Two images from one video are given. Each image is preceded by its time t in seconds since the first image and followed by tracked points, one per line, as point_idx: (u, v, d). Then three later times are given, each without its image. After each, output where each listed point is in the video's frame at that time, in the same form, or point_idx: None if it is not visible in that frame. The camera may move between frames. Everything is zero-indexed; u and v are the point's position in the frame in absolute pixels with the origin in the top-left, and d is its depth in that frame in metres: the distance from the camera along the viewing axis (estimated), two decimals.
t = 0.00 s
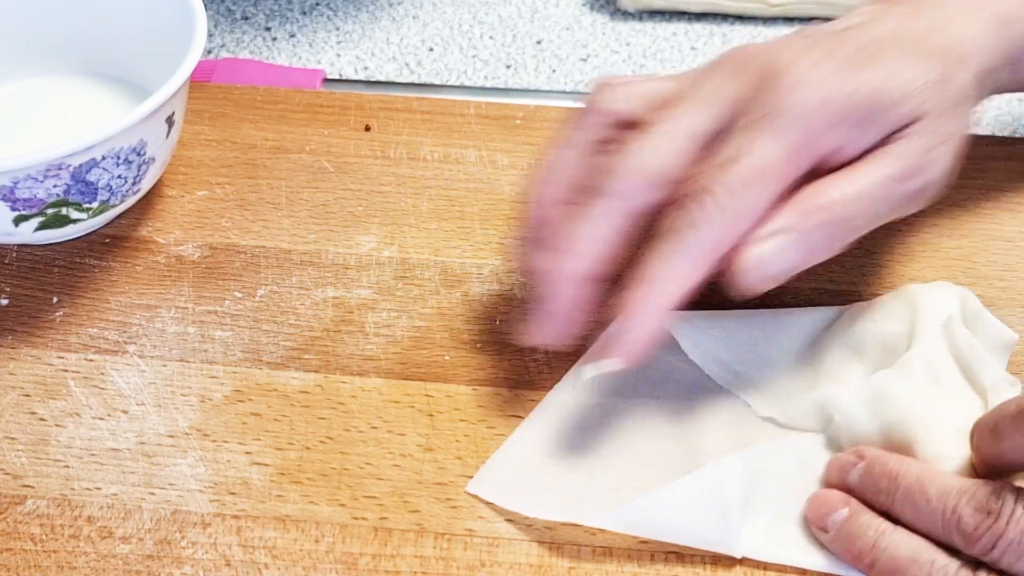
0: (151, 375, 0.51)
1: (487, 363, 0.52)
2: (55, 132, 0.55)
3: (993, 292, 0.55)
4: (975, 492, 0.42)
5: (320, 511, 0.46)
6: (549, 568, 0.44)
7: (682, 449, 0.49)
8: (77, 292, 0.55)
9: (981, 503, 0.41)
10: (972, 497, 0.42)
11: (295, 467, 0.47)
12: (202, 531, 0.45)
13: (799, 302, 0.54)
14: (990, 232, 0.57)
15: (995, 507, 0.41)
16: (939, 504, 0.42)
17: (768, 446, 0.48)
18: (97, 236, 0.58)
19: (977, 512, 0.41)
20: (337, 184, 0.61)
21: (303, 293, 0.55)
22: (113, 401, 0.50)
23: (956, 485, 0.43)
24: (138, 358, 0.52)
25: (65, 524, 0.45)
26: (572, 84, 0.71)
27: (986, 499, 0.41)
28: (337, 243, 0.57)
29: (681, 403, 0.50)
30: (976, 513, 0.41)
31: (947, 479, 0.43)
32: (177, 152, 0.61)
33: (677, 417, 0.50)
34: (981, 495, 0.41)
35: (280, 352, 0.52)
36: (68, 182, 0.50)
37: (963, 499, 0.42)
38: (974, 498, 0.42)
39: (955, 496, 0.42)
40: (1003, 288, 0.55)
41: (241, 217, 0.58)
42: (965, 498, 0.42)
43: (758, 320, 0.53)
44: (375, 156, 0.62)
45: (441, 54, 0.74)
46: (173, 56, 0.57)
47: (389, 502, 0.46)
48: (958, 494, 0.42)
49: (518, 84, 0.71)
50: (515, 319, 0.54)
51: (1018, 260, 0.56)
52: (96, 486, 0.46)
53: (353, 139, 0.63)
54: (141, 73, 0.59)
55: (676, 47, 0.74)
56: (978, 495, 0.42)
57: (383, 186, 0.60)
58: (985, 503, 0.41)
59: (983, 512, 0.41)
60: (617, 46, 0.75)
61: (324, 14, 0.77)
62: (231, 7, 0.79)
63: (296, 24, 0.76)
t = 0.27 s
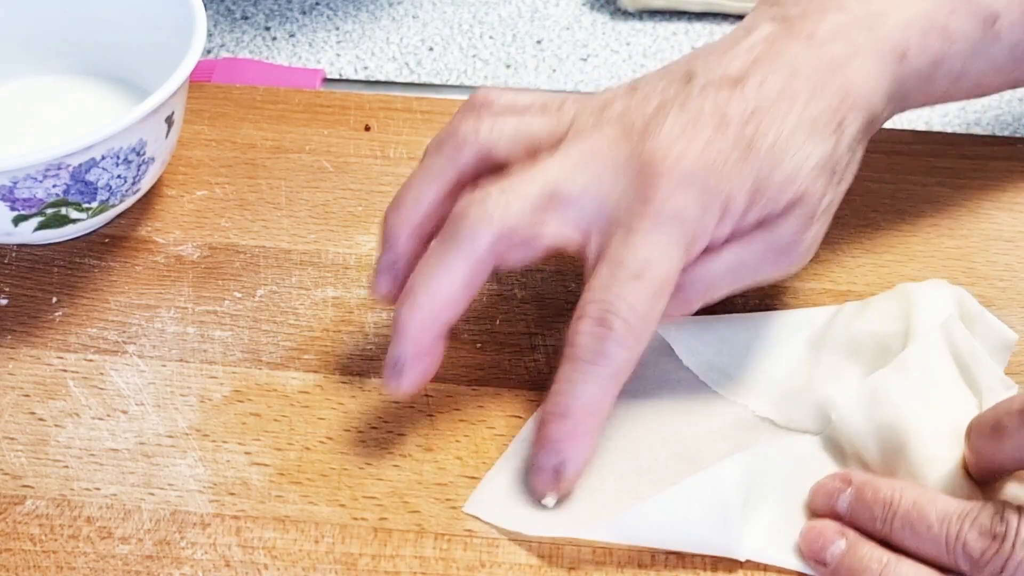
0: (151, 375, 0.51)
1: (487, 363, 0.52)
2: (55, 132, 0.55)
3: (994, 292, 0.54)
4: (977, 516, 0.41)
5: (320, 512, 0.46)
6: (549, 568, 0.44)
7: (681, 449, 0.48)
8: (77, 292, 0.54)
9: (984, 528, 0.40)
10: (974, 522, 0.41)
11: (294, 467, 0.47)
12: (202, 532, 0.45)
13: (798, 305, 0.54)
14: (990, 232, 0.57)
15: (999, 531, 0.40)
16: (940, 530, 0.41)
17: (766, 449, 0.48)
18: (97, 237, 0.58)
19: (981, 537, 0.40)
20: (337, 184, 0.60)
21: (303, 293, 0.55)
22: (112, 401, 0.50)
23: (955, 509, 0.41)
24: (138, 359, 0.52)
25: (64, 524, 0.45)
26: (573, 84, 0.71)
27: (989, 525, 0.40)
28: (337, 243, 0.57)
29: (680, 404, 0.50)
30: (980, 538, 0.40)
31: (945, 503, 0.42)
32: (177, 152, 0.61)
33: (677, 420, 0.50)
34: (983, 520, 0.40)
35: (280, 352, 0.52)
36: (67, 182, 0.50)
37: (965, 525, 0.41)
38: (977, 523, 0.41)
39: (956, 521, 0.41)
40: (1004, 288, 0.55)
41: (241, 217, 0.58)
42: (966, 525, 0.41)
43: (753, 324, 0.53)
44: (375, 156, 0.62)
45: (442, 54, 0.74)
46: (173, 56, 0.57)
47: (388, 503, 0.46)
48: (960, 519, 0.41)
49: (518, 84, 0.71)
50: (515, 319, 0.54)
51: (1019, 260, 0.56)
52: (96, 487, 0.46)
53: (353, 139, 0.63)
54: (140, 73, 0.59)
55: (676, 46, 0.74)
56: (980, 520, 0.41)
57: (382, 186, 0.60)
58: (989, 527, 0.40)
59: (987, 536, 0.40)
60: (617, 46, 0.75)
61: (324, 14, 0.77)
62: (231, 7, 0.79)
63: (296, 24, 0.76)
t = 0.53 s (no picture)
0: (151, 375, 0.51)
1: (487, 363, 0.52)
2: (54, 131, 0.55)
3: (994, 292, 0.54)
4: (982, 524, 0.41)
5: (320, 512, 0.45)
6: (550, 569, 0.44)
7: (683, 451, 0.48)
8: (76, 292, 0.54)
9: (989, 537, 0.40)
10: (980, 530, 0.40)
11: (295, 467, 0.47)
12: (202, 532, 0.45)
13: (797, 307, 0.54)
14: (991, 232, 0.57)
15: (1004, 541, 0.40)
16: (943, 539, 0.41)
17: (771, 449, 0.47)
18: (96, 236, 0.57)
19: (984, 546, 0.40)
20: (336, 183, 0.60)
21: (303, 293, 0.55)
22: (112, 401, 0.50)
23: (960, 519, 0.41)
24: (137, 359, 0.51)
25: (64, 525, 0.45)
26: (573, 83, 0.71)
27: (995, 533, 0.40)
28: (337, 243, 0.57)
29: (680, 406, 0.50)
30: (984, 547, 0.40)
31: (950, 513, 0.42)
32: (177, 151, 0.61)
33: (679, 421, 0.49)
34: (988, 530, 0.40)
35: (280, 352, 0.52)
36: (66, 182, 0.50)
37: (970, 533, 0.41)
38: (982, 532, 0.40)
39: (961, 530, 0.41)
40: (1005, 288, 0.55)
41: (241, 217, 0.58)
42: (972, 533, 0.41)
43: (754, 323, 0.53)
44: (375, 156, 0.62)
45: (442, 53, 0.73)
46: (172, 55, 0.57)
47: (389, 503, 0.46)
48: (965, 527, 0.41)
49: (518, 84, 0.71)
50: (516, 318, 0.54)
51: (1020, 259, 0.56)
52: (95, 487, 0.46)
53: (353, 138, 0.63)
54: (140, 72, 0.59)
55: (677, 45, 0.74)
56: (986, 528, 0.40)
57: (382, 185, 0.60)
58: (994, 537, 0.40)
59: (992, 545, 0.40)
60: (617, 45, 0.74)
61: (324, 13, 0.77)
62: (231, 6, 0.78)
63: (296, 23, 0.76)
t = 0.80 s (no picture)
0: (151, 375, 0.51)
1: (488, 363, 0.52)
2: (54, 131, 0.55)
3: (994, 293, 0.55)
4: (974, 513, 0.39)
5: (320, 512, 0.45)
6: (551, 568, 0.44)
7: (684, 451, 0.48)
8: (76, 292, 0.54)
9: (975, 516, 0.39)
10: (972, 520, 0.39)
11: (294, 467, 0.47)
12: (201, 532, 0.45)
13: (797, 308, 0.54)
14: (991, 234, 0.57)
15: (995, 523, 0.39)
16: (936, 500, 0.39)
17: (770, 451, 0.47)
18: (96, 236, 0.57)
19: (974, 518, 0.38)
20: (336, 183, 0.60)
21: (302, 292, 0.55)
22: (112, 401, 0.50)
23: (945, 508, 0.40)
24: (137, 359, 0.51)
25: (64, 525, 0.45)
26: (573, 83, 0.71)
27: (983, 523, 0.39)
28: (337, 243, 0.57)
29: (681, 406, 0.50)
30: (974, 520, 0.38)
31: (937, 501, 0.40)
32: (177, 151, 0.61)
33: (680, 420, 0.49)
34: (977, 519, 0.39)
35: (280, 352, 0.52)
36: (67, 182, 0.50)
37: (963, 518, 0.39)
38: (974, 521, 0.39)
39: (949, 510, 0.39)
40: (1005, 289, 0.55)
41: (241, 217, 0.58)
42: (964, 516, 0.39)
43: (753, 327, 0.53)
44: (375, 156, 0.62)
45: (442, 53, 0.73)
46: (172, 55, 0.57)
47: (389, 503, 0.46)
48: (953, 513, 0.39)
49: (519, 84, 0.71)
50: (517, 318, 0.54)
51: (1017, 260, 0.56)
52: (95, 487, 0.46)
53: (353, 138, 0.63)
54: (140, 72, 0.59)
55: (677, 45, 0.74)
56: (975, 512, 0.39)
57: (382, 185, 0.60)
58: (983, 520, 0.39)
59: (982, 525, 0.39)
60: (617, 45, 0.74)
61: (324, 13, 0.77)
62: (231, 6, 0.78)
63: (296, 23, 0.76)
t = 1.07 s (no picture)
0: (151, 375, 0.51)
1: (488, 363, 0.52)
2: (54, 131, 0.55)
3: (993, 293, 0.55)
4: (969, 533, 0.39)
5: (320, 512, 0.46)
6: (550, 568, 0.44)
7: (683, 452, 0.48)
8: (77, 292, 0.54)
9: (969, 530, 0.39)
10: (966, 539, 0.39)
11: (295, 466, 0.47)
12: (202, 531, 0.45)
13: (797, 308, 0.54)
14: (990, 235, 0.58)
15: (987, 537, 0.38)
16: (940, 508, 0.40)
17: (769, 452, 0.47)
18: (97, 236, 0.58)
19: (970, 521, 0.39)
20: (337, 183, 0.61)
21: (303, 292, 0.55)
22: (113, 401, 0.50)
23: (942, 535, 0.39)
24: (138, 358, 0.52)
25: (65, 524, 0.45)
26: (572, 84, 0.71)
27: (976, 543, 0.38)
28: (338, 243, 0.57)
29: (681, 410, 0.50)
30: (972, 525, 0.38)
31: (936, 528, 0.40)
32: (177, 151, 0.61)
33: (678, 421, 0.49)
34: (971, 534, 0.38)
35: (281, 352, 0.52)
36: (67, 182, 0.50)
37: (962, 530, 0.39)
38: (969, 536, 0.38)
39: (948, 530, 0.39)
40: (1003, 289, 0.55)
41: (241, 217, 0.58)
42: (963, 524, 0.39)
43: (755, 333, 0.53)
44: (375, 156, 0.62)
45: (442, 53, 0.74)
46: (173, 55, 0.57)
47: (389, 502, 0.46)
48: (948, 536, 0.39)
49: (518, 84, 0.71)
50: (517, 318, 0.54)
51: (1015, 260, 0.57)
52: (96, 486, 0.46)
53: (353, 139, 0.63)
54: (141, 73, 0.59)
55: (676, 46, 0.74)
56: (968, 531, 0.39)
57: (382, 185, 0.60)
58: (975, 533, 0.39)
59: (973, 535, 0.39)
60: (617, 46, 0.75)
61: (324, 14, 0.77)
62: (231, 7, 0.78)
63: (296, 23, 0.76)
